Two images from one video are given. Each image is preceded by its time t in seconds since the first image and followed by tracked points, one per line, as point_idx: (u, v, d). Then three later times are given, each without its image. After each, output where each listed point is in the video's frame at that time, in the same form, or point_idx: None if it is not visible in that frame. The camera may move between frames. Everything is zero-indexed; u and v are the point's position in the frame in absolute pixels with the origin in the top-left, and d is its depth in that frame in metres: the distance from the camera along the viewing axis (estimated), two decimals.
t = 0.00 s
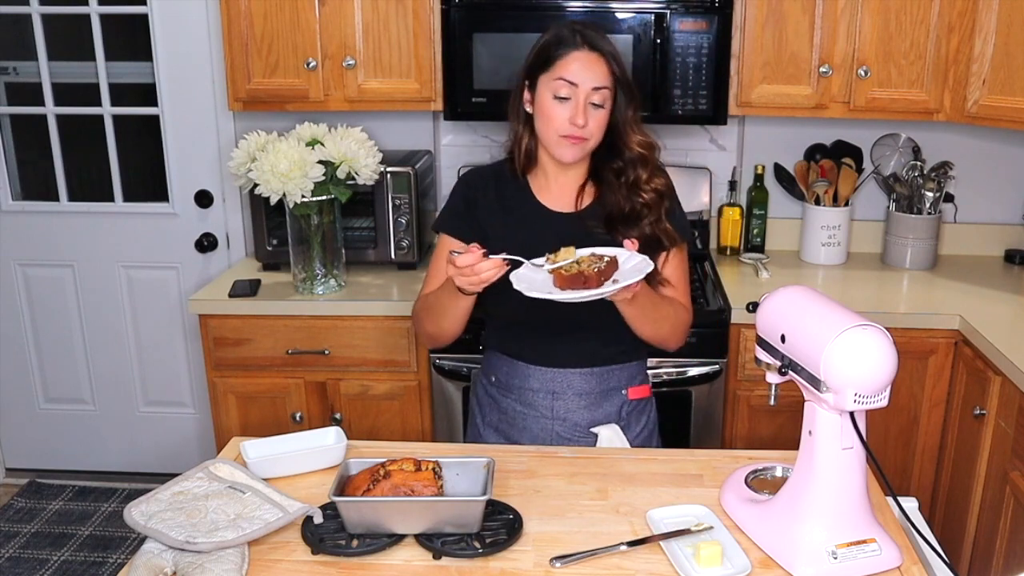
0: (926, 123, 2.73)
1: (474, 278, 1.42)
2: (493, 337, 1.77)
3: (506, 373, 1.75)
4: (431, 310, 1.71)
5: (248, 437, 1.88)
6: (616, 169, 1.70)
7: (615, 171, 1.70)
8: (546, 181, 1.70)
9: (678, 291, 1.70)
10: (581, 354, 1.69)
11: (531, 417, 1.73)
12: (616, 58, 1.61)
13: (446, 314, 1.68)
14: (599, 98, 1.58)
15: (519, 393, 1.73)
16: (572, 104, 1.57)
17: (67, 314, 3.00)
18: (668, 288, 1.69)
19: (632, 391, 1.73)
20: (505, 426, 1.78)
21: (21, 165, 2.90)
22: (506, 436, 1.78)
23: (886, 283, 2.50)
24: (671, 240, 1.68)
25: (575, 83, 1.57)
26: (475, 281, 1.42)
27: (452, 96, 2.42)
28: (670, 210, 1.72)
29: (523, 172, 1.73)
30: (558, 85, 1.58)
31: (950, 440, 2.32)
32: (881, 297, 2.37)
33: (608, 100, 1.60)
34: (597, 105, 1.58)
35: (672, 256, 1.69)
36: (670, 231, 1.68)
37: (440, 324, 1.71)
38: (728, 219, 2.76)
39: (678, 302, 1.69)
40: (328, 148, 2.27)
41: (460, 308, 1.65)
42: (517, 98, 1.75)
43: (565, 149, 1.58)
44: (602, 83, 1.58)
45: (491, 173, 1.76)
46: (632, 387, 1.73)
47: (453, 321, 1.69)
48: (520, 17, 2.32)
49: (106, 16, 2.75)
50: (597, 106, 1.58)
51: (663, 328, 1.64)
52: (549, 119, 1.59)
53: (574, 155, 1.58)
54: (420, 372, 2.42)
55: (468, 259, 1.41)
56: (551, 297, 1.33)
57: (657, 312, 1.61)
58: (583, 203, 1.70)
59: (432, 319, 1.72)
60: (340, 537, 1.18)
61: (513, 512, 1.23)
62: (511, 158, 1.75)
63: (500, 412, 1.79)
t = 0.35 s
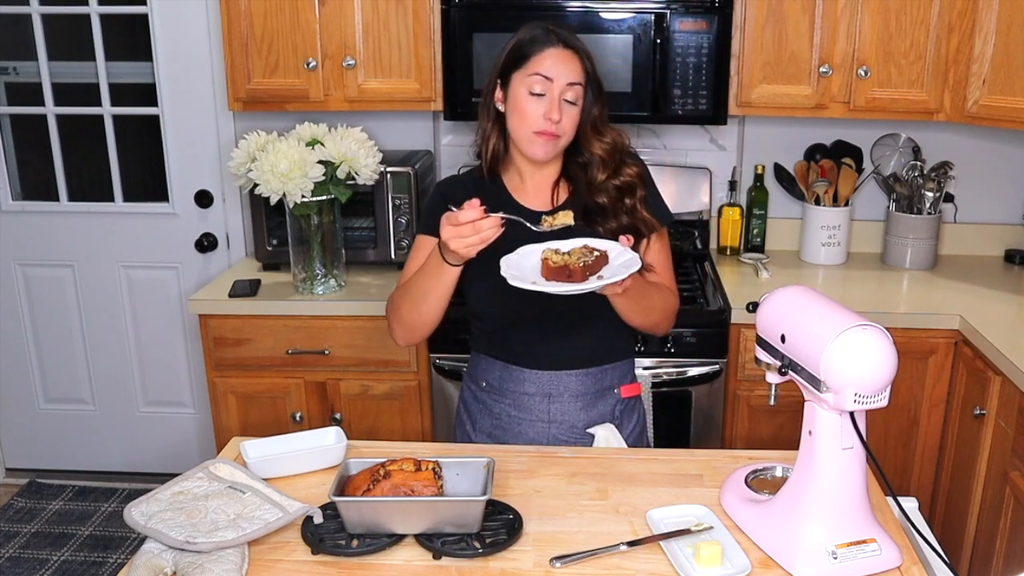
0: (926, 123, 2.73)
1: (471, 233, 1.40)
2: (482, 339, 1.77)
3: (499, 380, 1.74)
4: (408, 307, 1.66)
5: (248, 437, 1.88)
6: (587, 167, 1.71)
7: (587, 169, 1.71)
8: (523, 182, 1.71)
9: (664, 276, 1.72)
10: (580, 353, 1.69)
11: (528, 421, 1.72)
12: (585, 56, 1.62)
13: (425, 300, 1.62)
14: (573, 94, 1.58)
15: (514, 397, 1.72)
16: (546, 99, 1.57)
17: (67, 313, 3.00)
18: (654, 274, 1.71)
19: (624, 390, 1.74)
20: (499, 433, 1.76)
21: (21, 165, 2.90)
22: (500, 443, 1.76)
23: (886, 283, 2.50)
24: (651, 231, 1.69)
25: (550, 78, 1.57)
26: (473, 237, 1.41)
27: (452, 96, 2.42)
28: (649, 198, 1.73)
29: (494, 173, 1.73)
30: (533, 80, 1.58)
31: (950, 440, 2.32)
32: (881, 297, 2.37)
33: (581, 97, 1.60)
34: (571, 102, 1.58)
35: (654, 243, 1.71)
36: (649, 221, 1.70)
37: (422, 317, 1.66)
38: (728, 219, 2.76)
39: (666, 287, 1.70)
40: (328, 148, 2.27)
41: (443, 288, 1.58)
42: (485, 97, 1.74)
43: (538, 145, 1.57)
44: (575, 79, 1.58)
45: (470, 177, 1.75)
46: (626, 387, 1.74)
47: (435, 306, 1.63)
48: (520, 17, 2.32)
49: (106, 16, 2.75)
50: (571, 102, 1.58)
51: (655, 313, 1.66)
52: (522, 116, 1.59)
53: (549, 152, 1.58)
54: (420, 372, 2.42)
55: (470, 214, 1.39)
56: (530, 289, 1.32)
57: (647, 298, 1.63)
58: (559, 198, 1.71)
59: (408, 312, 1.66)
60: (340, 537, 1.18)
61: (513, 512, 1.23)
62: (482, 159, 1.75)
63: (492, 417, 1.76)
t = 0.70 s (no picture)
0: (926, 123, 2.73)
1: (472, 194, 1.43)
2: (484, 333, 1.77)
3: (496, 370, 1.75)
4: (421, 287, 1.68)
5: (248, 437, 1.88)
6: (635, 161, 1.66)
7: (639, 164, 1.66)
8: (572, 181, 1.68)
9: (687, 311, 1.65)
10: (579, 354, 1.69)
11: (518, 416, 1.72)
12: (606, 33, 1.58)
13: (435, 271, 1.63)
14: (598, 73, 1.55)
15: (507, 391, 1.72)
16: (573, 88, 1.55)
17: (67, 313, 3.00)
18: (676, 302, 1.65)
19: (619, 396, 1.73)
20: (490, 423, 1.77)
21: (21, 165, 2.90)
22: (490, 433, 1.77)
23: (886, 283, 2.50)
24: (691, 245, 1.67)
25: (570, 67, 1.56)
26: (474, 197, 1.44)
27: (452, 96, 2.42)
28: (684, 211, 1.72)
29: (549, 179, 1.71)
30: (555, 76, 1.57)
31: (949, 440, 2.33)
32: (881, 297, 2.38)
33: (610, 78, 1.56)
34: (599, 81, 1.55)
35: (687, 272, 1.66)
36: (687, 235, 1.68)
37: (438, 294, 1.66)
38: (728, 219, 2.76)
39: (686, 318, 1.63)
40: (328, 148, 2.27)
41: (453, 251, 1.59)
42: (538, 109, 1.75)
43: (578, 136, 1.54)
44: (595, 58, 1.55)
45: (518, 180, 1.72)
46: (621, 393, 1.74)
47: (449, 278, 1.64)
48: (520, 17, 2.32)
49: (106, 16, 2.75)
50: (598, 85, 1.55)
51: (666, 337, 1.59)
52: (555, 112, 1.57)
53: (597, 137, 1.54)
54: (420, 372, 2.42)
55: (465, 169, 1.42)
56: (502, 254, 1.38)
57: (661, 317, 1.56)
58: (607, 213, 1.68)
59: (422, 289, 1.67)
60: (340, 537, 1.18)
61: (513, 512, 1.23)
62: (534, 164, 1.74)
63: (485, 407, 1.77)
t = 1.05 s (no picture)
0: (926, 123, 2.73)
1: (481, 197, 1.46)
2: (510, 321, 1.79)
3: (508, 361, 1.77)
4: (453, 285, 1.70)
5: (248, 437, 1.88)
6: (670, 174, 1.59)
7: (672, 177, 1.59)
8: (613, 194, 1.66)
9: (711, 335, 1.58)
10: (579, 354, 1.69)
11: (517, 409, 1.73)
12: (636, 46, 1.54)
13: (463, 262, 1.65)
14: (633, 87, 1.52)
15: (512, 381, 1.75)
16: (609, 105, 1.52)
17: (67, 314, 3.00)
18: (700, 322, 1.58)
19: (622, 408, 1.71)
20: (495, 412, 1.79)
21: (21, 165, 2.90)
22: (494, 421, 1.79)
23: (886, 283, 2.50)
24: (730, 257, 1.59)
25: (603, 85, 1.53)
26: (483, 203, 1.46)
27: (452, 96, 2.42)
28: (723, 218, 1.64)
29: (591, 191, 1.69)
30: (590, 95, 1.54)
31: (949, 439, 2.33)
32: (881, 297, 2.38)
33: (646, 91, 1.52)
34: (635, 95, 1.52)
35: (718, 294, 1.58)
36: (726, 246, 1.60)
37: (471, 287, 1.68)
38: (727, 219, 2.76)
39: (707, 340, 1.56)
40: (328, 148, 2.27)
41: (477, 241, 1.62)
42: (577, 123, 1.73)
43: (622, 156, 1.52)
44: (627, 72, 1.52)
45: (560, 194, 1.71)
46: (624, 406, 1.71)
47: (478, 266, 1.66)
48: (520, 17, 2.32)
49: (106, 16, 2.75)
50: (635, 100, 1.52)
51: (681, 355, 1.52)
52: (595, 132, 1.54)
53: (640, 153, 1.52)
54: (420, 372, 2.42)
55: (474, 171, 1.43)
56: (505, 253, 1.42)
57: (675, 329, 1.50)
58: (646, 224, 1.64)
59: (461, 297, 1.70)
60: (340, 537, 1.18)
61: (513, 512, 1.23)
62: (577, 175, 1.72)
63: (494, 395, 1.80)
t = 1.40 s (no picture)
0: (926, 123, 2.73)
1: (486, 190, 1.50)
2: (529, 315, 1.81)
3: (526, 351, 1.78)
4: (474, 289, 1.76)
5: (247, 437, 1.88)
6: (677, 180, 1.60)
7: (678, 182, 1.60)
8: (624, 195, 1.69)
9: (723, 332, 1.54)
10: (580, 354, 1.69)
11: (525, 400, 1.75)
12: (657, 52, 1.53)
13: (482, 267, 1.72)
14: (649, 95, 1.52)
15: (525, 370, 1.76)
16: (622, 107, 1.53)
17: (68, 314, 3.00)
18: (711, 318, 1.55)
19: (628, 414, 1.69)
20: (506, 399, 1.81)
21: (21, 165, 2.90)
22: (503, 409, 1.81)
23: (886, 283, 2.50)
24: (741, 256, 1.53)
25: (620, 87, 1.53)
26: (487, 195, 1.50)
27: (452, 96, 2.42)
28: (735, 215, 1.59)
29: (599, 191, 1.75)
30: (605, 95, 1.55)
31: (949, 439, 2.32)
32: (881, 297, 2.38)
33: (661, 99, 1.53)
34: (649, 102, 1.53)
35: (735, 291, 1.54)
36: (738, 242, 1.54)
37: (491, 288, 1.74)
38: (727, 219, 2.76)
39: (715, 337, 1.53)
40: (328, 148, 2.27)
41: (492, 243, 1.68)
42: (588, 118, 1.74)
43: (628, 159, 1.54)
44: (645, 78, 1.52)
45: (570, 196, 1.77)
46: (631, 412, 1.69)
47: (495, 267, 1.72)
48: (520, 17, 2.32)
49: (106, 16, 2.75)
50: (649, 108, 1.52)
51: (688, 351, 1.50)
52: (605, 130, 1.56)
53: (643, 160, 1.54)
54: (420, 372, 2.42)
55: (479, 161, 1.50)
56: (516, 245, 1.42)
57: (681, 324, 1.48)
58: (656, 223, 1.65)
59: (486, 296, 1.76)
60: (340, 537, 1.18)
61: (513, 512, 1.23)
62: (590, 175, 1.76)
63: (506, 381, 1.82)
